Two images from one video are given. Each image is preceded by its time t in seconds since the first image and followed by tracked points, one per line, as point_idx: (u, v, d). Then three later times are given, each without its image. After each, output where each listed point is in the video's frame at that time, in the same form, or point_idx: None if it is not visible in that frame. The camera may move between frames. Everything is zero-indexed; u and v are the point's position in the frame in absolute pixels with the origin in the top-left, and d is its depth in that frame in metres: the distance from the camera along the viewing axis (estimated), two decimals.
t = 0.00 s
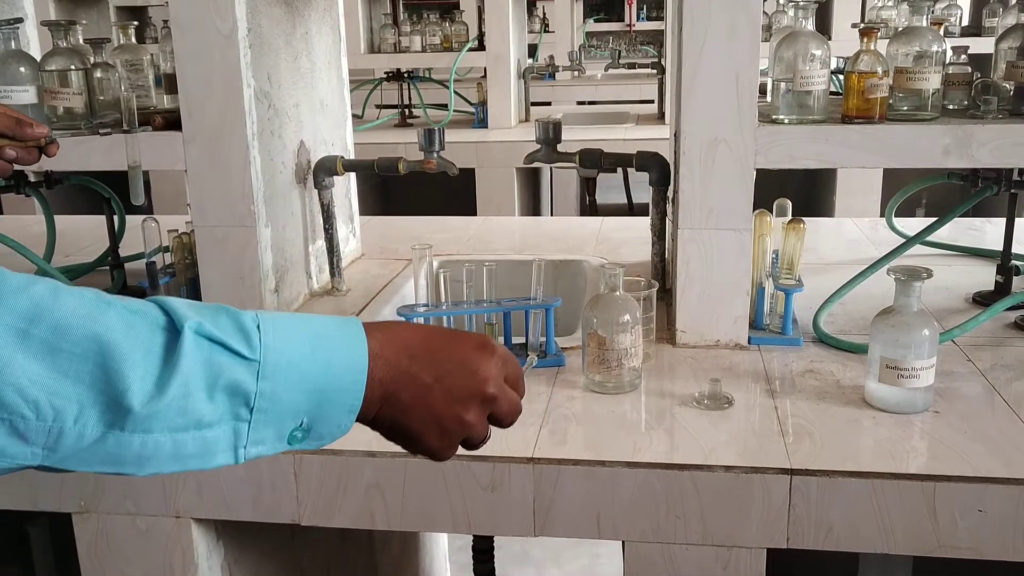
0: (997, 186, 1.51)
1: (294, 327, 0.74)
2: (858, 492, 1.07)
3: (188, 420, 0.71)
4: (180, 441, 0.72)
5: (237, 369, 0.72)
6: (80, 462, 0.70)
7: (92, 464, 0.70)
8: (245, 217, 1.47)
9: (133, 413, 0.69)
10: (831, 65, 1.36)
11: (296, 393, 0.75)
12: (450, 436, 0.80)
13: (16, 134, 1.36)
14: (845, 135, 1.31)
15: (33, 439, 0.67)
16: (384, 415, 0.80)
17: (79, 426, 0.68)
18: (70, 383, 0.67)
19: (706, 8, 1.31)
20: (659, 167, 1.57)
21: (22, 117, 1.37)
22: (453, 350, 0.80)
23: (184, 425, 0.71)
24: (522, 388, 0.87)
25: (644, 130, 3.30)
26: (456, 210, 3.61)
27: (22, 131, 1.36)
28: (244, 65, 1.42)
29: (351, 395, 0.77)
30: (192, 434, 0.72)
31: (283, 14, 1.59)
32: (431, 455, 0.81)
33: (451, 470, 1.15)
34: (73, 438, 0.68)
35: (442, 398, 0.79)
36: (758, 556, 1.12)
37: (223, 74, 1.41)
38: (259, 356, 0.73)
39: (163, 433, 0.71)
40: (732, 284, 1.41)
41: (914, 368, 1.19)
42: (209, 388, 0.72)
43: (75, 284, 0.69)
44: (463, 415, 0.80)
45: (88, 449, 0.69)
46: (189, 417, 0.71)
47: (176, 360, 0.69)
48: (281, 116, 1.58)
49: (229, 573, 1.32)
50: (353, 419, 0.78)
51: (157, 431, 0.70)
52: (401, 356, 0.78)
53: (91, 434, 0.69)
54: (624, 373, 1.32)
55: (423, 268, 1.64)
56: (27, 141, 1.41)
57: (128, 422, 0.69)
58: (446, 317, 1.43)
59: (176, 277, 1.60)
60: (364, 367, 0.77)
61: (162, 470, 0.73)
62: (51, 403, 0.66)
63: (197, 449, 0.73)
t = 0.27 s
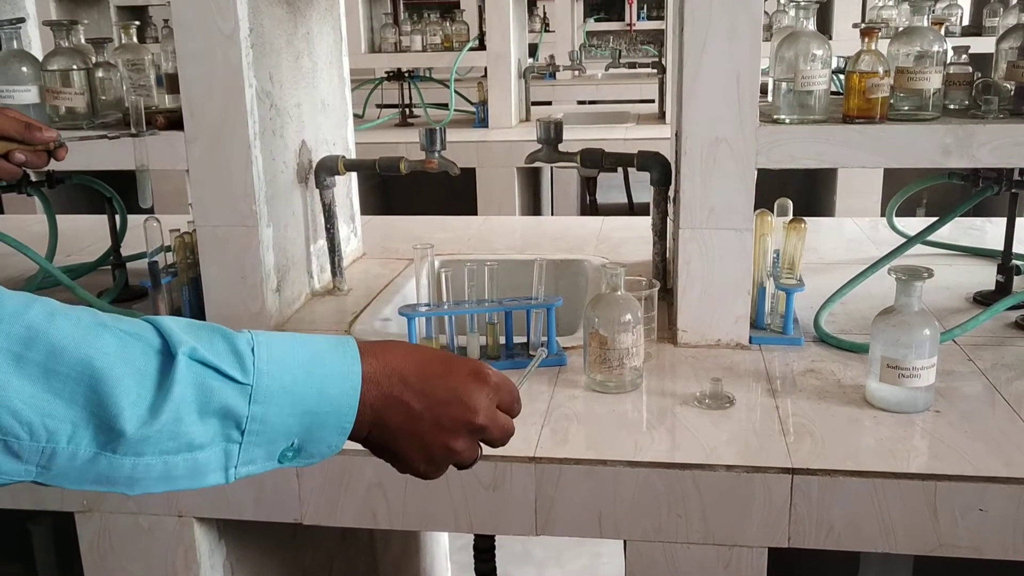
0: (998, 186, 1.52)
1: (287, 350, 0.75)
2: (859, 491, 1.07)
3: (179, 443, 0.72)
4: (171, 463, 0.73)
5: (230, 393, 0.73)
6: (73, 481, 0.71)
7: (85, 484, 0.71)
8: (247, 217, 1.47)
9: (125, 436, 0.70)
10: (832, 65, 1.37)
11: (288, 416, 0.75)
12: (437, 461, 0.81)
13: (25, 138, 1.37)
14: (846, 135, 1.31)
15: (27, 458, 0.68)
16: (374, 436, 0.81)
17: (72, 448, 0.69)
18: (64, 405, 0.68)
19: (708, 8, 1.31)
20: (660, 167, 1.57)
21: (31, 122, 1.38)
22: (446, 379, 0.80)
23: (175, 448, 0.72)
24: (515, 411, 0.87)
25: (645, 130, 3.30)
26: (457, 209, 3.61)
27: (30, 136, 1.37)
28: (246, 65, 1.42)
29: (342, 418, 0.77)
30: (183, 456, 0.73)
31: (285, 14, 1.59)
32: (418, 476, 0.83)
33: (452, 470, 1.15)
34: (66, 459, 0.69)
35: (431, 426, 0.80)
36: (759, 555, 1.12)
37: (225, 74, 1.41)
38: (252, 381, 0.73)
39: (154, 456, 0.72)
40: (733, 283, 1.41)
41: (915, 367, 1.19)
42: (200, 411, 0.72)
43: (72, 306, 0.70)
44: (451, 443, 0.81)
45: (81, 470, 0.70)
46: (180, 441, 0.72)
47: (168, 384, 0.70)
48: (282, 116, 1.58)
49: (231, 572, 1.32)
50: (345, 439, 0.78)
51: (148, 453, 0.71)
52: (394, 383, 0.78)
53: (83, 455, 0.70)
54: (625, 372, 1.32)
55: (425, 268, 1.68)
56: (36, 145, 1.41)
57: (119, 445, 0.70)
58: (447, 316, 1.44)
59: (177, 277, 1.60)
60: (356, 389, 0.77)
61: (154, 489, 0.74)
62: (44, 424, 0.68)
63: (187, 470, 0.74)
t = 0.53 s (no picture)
0: (998, 186, 1.52)
1: (283, 337, 0.75)
2: (859, 491, 1.07)
3: (177, 432, 0.72)
4: (169, 452, 0.73)
5: (226, 381, 0.73)
6: (72, 472, 0.71)
7: (85, 474, 0.72)
8: (248, 217, 1.47)
9: (124, 426, 0.70)
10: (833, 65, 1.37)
11: (285, 404, 0.75)
12: (432, 446, 0.82)
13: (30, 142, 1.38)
14: (846, 135, 1.31)
15: (26, 449, 0.68)
16: (369, 423, 0.81)
17: (71, 438, 0.69)
18: (62, 397, 0.68)
19: (708, 8, 1.31)
20: (660, 167, 1.57)
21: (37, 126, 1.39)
22: (441, 364, 0.80)
23: (172, 438, 0.72)
24: (509, 397, 0.87)
25: (645, 130, 3.30)
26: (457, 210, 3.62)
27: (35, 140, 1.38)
28: (248, 65, 1.42)
29: (338, 405, 0.77)
30: (181, 445, 0.73)
31: (286, 14, 1.60)
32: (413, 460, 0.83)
33: (453, 469, 1.15)
34: (65, 450, 0.69)
35: (427, 412, 0.80)
36: (759, 555, 1.12)
37: (226, 74, 1.41)
38: (249, 369, 0.74)
39: (152, 446, 0.72)
40: (734, 283, 1.41)
41: (915, 367, 1.19)
42: (197, 398, 0.72)
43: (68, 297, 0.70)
44: (447, 429, 0.81)
45: (80, 460, 0.70)
46: (178, 429, 0.72)
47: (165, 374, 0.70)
48: (284, 116, 1.58)
49: (232, 571, 1.32)
50: (342, 425, 0.79)
51: (147, 443, 0.72)
52: (389, 369, 0.79)
53: (83, 445, 0.70)
54: (626, 373, 1.32)
55: (426, 268, 1.69)
56: (41, 150, 1.42)
57: (118, 435, 0.70)
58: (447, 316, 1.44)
59: (178, 276, 1.60)
60: (352, 376, 0.77)
61: (153, 479, 0.74)
62: (43, 416, 0.68)
63: (185, 459, 0.74)
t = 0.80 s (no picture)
0: (1000, 186, 1.52)
1: (278, 342, 0.75)
2: (861, 490, 1.07)
3: (171, 437, 0.72)
4: (163, 456, 0.73)
5: (221, 386, 0.73)
6: (66, 474, 0.72)
7: (78, 476, 0.72)
8: (249, 217, 1.47)
9: (117, 430, 0.70)
10: (835, 65, 1.37)
11: (281, 409, 0.75)
12: (428, 453, 0.82)
13: (32, 142, 1.38)
14: (848, 135, 1.31)
15: (19, 451, 0.69)
16: (365, 428, 0.81)
17: (64, 442, 0.69)
18: (55, 400, 0.68)
19: (710, 8, 1.31)
20: (662, 167, 1.57)
21: (38, 126, 1.39)
22: (438, 372, 0.80)
23: (166, 442, 0.72)
24: (507, 403, 0.87)
25: (647, 130, 3.30)
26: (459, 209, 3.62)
27: (37, 139, 1.38)
28: (249, 65, 1.42)
29: (334, 410, 0.77)
30: (175, 450, 0.73)
31: (288, 14, 1.60)
32: (409, 465, 0.84)
33: (455, 468, 1.15)
34: (58, 453, 0.70)
35: (423, 419, 0.80)
36: (760, 555, 1.12)
37: (228, 74, 1.41)
38: (244, 374, 0.74)
39: (146, 450, 0.72)
40: (736, 283, 1.41)
41: (917, 367, 1.19)
42: (192, 403, 0.72)
43: (65, 300, 0.71)
44: (443, 436, 0.81)
45: (73, 463, 0.71)
46: (172, 434, 0.72)
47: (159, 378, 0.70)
48: (285, 116, 1.58)
49: (233, 571, 1.32)
50: (338, 431, 0.78)
51: (140, 448, 0.72)
52: (386, 375, 0.79)
53: (75, 449, 0.70)
54: (627, 372, 1.32)
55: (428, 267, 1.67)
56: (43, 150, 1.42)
57: (110, 439, 0.71)
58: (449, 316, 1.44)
59: (180, 276, 1.60)
60: (349, 382, 0.77)
61: (147, 483, 0.74)
62: (36, 419, 0.68)
63: (180, 463, 0.74)
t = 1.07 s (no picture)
0: (1002, 186, 1.52)
1: (279, 343, 0.75)
2: (863, 490, 1.07)
3: (171, 439, 0.72)
4: (163, 459, 0.73)
5: (222, 388, 0.73)
6: (65, 477, 0.71)
7: (77, 479, 0.72)
8: (251, 216, 1.47)
9: (117, 433, 0.70)
10: (836, 64, 1.37)
11: (281, 411, 0.75)
12: (431, 457, 0.81)
13: (32, 140, 1.39)
14: (850, 134, 1.31)
15: (17, 454, 0.69)
16: (367, 431, 0.81)
17: (63, 444, 0.69)
18: (54, 401, 0.68)
19: (711, 8, 1.31)
20: (664, 166, 1.57)
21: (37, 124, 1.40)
22: (441, 375, 0.80)
23: (166, 445, 0.72)
24: (511, 407, 0.87)
25: (648, 130, 3.30)
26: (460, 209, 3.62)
27: (37, 137, 1.38)
28: (251, 64, 1.42)
29: (335, 412, 0.77)
30: (175, 453, 0.73)
31: (290, 13, 1.60)
32: (411, 469, 0.83)
33: (456, 467, 1.15)
34: (57, 455, 0.70)
35: (426, 423, 0.80)
36: (762, 554, 1.12)
37: (229, 73, 1.41)
38: (245, 376, 0.74)
39: (146, 453, 0.72)
40: (738, 282, 1.41)
41: (919, 367, 1.19)
42: (192, 406, 0.72)
43: (64, 300, 0.70)
44: (445, 440, 0.81)
45: (72, 466, 0.71)
46: (172, 436, 0.72)
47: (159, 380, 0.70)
48: (287, 115, 1.58)
49: (234, 570, 1.32)
50: (339, 433, 0.78)
51: (140, 450, 0.72)
52: (388, 378, 0.79)
53: (74, 451, 0.70)
54: (629, 371, 1.32)
55: (430, 266, 1.65)
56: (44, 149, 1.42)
57: (109, 441, 0.70)
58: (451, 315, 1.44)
59: (181, 275, 1.60)
60: (350, 385, 0.78)
61: (147, 486, 0.74)
62: (35, 421, 0.68)
63: (180, 466, 0.74)
